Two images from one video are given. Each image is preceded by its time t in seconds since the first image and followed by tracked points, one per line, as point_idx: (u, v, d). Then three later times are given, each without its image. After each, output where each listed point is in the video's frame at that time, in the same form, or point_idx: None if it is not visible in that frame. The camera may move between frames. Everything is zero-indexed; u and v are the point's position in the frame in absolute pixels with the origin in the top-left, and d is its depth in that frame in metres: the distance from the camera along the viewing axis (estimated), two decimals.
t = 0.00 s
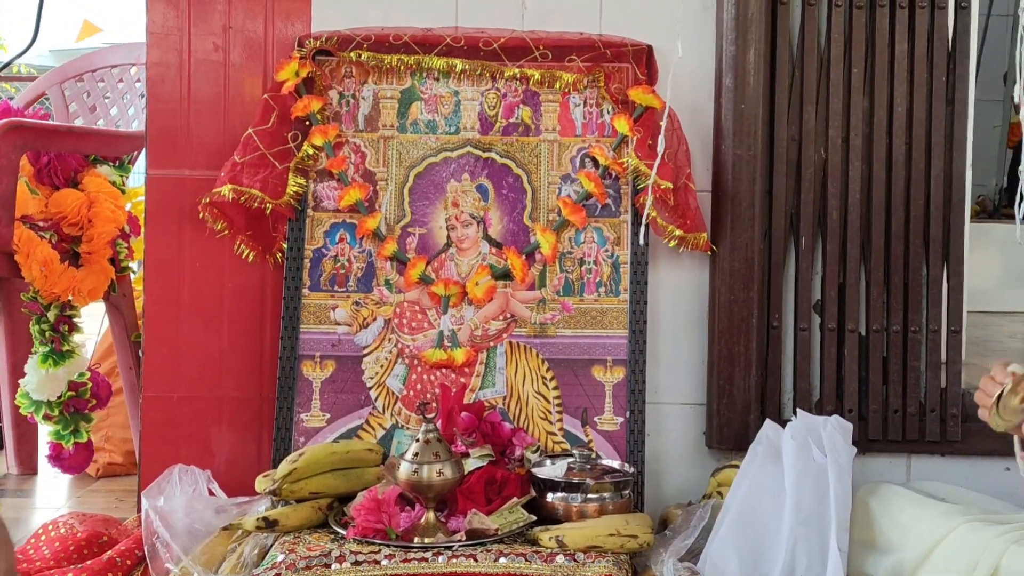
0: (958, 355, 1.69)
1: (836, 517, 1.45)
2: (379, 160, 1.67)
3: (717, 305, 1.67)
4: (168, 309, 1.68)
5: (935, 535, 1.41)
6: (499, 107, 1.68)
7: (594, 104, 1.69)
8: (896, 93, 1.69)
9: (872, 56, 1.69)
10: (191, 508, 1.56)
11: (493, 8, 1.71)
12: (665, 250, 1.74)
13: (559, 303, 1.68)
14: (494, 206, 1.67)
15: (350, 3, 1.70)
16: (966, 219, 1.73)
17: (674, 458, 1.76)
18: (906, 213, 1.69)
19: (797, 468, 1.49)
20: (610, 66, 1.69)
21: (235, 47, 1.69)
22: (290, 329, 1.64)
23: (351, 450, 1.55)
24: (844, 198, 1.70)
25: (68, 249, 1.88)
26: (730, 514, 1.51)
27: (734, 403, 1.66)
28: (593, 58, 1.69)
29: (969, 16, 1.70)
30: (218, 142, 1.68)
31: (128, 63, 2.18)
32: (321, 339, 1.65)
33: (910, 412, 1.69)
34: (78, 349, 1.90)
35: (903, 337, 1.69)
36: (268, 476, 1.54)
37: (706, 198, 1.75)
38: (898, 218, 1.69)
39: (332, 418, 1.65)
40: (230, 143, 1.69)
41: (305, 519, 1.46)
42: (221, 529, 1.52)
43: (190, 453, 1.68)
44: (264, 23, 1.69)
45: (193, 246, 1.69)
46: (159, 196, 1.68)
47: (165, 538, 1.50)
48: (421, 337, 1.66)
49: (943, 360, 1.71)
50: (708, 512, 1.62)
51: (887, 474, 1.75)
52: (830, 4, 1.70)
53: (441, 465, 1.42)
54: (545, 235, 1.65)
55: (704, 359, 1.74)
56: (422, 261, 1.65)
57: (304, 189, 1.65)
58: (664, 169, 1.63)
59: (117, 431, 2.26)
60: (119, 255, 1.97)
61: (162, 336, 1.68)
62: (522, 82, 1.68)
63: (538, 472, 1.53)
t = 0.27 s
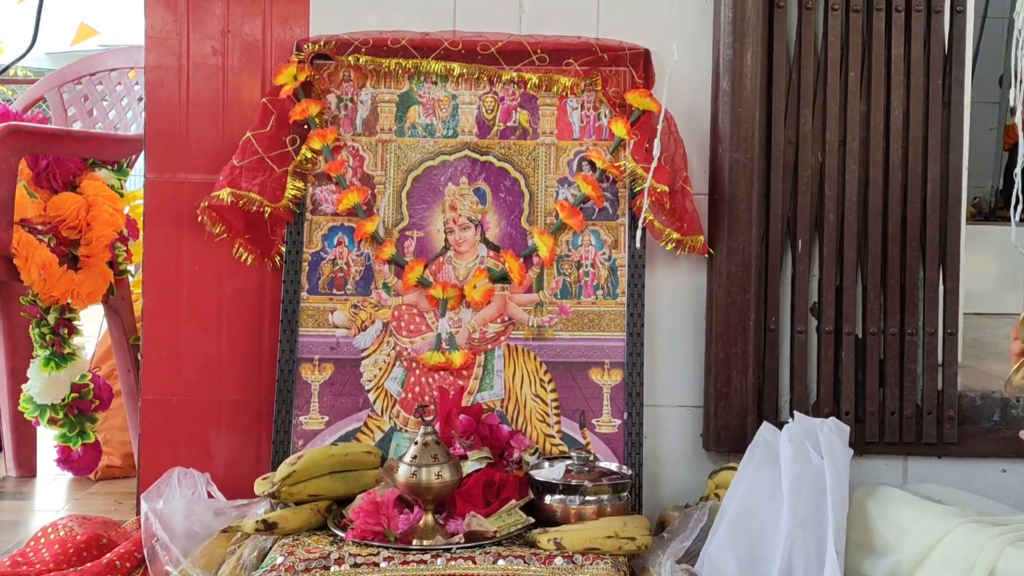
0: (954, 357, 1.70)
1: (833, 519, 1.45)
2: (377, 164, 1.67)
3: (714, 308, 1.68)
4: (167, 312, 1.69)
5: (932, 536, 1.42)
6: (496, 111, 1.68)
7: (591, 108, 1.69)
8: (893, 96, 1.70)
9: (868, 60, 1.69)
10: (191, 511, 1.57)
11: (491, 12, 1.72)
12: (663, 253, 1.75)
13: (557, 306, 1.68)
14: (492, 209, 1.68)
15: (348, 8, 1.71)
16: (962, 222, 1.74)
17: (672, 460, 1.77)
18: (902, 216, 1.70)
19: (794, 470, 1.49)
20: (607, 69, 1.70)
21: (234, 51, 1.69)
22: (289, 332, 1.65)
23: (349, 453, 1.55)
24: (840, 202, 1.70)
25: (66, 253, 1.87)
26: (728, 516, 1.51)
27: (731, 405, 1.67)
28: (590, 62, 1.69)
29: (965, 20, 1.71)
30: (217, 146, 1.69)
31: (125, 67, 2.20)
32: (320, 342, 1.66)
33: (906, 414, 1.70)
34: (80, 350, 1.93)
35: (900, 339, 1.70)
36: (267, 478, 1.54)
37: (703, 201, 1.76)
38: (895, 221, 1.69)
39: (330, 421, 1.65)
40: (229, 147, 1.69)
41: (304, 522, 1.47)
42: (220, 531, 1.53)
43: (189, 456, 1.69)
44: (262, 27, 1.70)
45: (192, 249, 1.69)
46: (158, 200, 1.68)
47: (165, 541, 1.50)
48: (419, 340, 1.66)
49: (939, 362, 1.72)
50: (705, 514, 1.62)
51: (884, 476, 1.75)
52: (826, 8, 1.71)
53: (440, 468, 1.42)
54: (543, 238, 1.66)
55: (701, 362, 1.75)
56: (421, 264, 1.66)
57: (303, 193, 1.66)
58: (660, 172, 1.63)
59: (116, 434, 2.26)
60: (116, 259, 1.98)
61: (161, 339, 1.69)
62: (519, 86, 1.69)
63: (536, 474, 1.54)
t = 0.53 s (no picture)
0: (954, 360, 1.71)
1: (833, 521, 1.46)
2: (379, 169, 1.68)
3: (714, 311, 1.69)
4: (170, 317, 1.69)
5: (932, 537, 1.43)
6: (497, 116, 1.69)
7: (591, 113, 1.70)
8: (891, 100, 1.70)
9: (867, 64, 1.70)
10: (195, 516, 1.57)
11: (491, 18, 1.73)
12: (663, 256, 1.76)
13: (558, 310, 1.69)
14: (493, 214, 1.69)
15: (349, 14, 1.72)
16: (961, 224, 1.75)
17: (673, 463, 1.77)
18: (901, 219, 1.71)
19: (795, 472, 1.50)
20: (607, 74, 1.70)
21: (236, 58, 1.70)
22: (292, 337, 1.66)
23: (352, 457, 1.56)
24: (840, 205, 1.71)
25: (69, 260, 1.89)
26: (729, 519, 1.52)
27: (731, 408, 1.68)
28: (590, 67, 1.70)
29: (963, 23, 1.72)
30: (219, 152, 1.70)
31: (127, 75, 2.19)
32: (323, 347, 1.67)
33: (906, 416, 1.70)
34: (81, 356, 1.94)
35: (900, 342, 1.71)
36: (270, 483, 1.55)
37: (703, 205, 1.76)
38: (894, 224, 1.70)
39: (333, 426, 1.66)
40: (231, 153, 1.70)
41: (308, 526, 1.48)
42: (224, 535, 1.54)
43: (192, 461, 1.69)
44: (264, 34, 1.71)
45: (194, 255, 1.70)
46: (161, 206, 1.69)
47: (169, 545, 1.52)
48: (421, 344, 1.67)
49: (939, 365, 1.73)
50: (707, 517, 1.63)
51: (884, 478, 1.76)
52: (825, 12, 1.72)
53: (442, 471, 1.43)
54: (544, 242, 1.67)
55: (702, 365, 1.76)
56: (422, 269, 1.67)
57: (305, 199, 1.67)
58: (660, 176, 1.65)
59: (119, 438, 2.27)
60: (120, 264, 1.97)
61: (164, 345, 1.69)
62: (520, 91, 1.70)
63: (538, 478, 1.55)
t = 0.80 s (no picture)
0: (957, 361, 1.71)
1: (837, 523, 1.46)
2: (383, 171, 1.68)
3: (718, 313, 1.69)
4: (175, 320, 1.70)
5: (936, 539, 1.43)
6: (501, 119, 1.70)
7: (595, 115, 1.70)
8: (894, 102, 1.71)
9: (870, 66, 1.70)
10: (200, 518, 1.57)
11: (495, 20, 1.73)
12: (667, 258, 1.76)
13: (562, 312, 1.69)
14: (497, 216, 1.69)
15: (353, 16, 1.72)
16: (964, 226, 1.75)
17: (677, 465, 1.78)
18: (904, 221, 1.71)
19: (799, 474, 1.50)
20: (610, 77, 1.71)
21: (240, 60, 1.71)
22: (297, 339, 1.66)
23: (356, 460, 1.56)
24: (843, 206, 1.71)
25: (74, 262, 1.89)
26: (733, 520, 1.52)
27: (735, 410, 1.68)
28: (594, 69, 1.70)
29: (966, 25, 1.72)
30: (224, 154, 1.70)
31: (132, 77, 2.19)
32: (327, 349, 1.67)
33: (909, 417, 1.71)
34: (85, 358, 1.93)
35: (903, 343, 1.71)
36: (275, 485, 1.55)
37: (706, 207, 1.77)
38: (897, 226, 1.70)
39: (337, 427, 1.66)
40: (236, 156, 1.70)
41: (313, 528, 1.47)
42: (229, 537, 1.54)
43: (197, 463, 1.70)
44: (268, 36, 1.71)
45: (199, 258, 1.70)
46: (165, 208, 1.70)
47: (174, 547, 1.52)
48: (425, 346, 1.67)
49: (942, 366, 1.73)
50: (711, 519, 1.63)
51: (887, 480, 1.77)
52: (828, 15, 1.72)
53: (446, 473, 1.43)
54: (548, 244, 1.67)
55: (706, 367, 1.76)
56: (427, 271, 1.67)
57: (310, 201, 1.67)
58: (663, 179, 1.65)
59: (123, 440, 2.27)
60: (124, 267, 1.99)
61: (169, 347, 1.70)
62: (524, 93, 1.70)
63: (542, 479, 1.55)
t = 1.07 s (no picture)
0: (958, 360, 1.70)
1: (837, 522, 1.46)
2: (382, 170, 1.68)
3: (718, 312, 1.69)
4: (174, 318, 1.69)
5: (936, 539, 1.42)
6: (500, 117, 1.69)
7: (595, 113, 1.70)
8: (895, 100, 1.70)
9: (870, 64, 1.70)
10: (199, 517, 1.57)
11: (494, 19, 1.73)
12: (667, 257, 1.75)
13: (562, 311, 1.69)
14: (497, 214, 1.69)
15: (352, 15, 1.72)
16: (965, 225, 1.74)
17: (676, 465, 1.77)
18: (905, 220, 1.71)
19: (799, 474, 1.50)
20: (610, 75, 1.70)
21: (238, 59, 1.70)
22: (296, 338, 1.66)
23: (355, 459, 1.56)
24: (843, 205, 1.71)
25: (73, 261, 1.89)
26: (733, 520, 1.52)
27: (735, 409, 1.68)
28: (593, 68, 1.70)
29: (967, 24, 1.71)
30: (223, 152, 1.70)
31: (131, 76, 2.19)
32: (326, 348, 1.67)
33: (910, 417, 1.70)
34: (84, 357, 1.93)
35: (903, 343, 1.71)
36: (274, 484, 1.55)
37: (706, 206, 1.76)
38: (897, 225, 1.70)
39: (336, 427, 1.66)
40: (235, 154, 1.70)
41: (311, 527, 1.47)
42: (228, 537, 1.53)
43: (196, 462, 1.69)
44: (267, 34, 1.70)
45: (198, 257, 1.70)
46: (164, 206, 1.69)
47: (172, 547, 1.51)
48: (425, 345, 1.67)
49: (942, 366, 1.72)
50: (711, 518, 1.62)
51: (888, 479, 1.76)
52: (829, 13, 1.71)
53: (445, 472, 1.42)
54: (547, 243, 1.67)
55: (706, 366, 1.75)
56: (426, 270, 1.67)
57: (309, 200, 1.67)
58: (664, 177, 1.65)
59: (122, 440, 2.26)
60: (123, 265, 1.98)
61: (167, 346, 1.69)
62: (523, 92, 1.69)
63: (541, 479, 1.55)
